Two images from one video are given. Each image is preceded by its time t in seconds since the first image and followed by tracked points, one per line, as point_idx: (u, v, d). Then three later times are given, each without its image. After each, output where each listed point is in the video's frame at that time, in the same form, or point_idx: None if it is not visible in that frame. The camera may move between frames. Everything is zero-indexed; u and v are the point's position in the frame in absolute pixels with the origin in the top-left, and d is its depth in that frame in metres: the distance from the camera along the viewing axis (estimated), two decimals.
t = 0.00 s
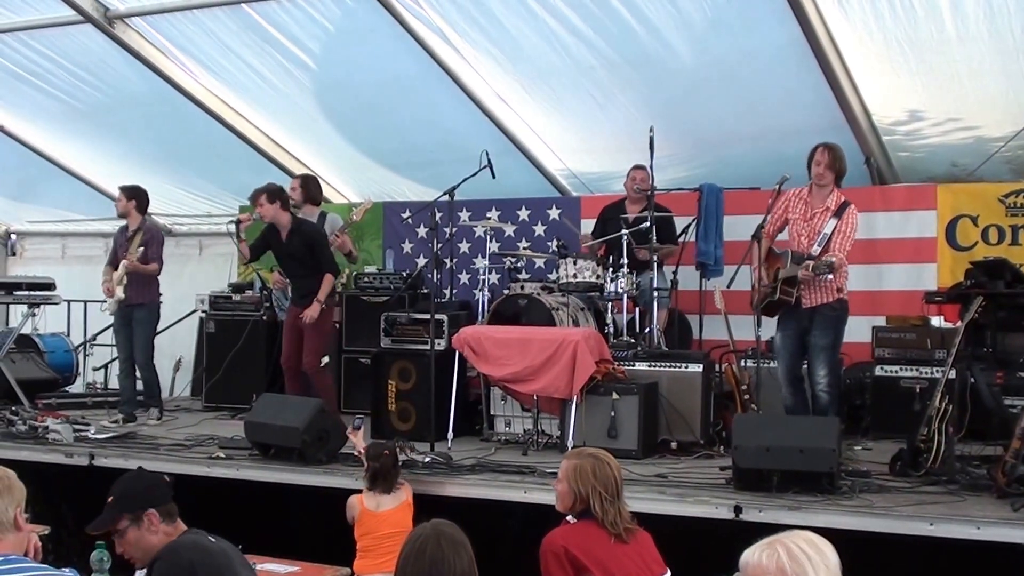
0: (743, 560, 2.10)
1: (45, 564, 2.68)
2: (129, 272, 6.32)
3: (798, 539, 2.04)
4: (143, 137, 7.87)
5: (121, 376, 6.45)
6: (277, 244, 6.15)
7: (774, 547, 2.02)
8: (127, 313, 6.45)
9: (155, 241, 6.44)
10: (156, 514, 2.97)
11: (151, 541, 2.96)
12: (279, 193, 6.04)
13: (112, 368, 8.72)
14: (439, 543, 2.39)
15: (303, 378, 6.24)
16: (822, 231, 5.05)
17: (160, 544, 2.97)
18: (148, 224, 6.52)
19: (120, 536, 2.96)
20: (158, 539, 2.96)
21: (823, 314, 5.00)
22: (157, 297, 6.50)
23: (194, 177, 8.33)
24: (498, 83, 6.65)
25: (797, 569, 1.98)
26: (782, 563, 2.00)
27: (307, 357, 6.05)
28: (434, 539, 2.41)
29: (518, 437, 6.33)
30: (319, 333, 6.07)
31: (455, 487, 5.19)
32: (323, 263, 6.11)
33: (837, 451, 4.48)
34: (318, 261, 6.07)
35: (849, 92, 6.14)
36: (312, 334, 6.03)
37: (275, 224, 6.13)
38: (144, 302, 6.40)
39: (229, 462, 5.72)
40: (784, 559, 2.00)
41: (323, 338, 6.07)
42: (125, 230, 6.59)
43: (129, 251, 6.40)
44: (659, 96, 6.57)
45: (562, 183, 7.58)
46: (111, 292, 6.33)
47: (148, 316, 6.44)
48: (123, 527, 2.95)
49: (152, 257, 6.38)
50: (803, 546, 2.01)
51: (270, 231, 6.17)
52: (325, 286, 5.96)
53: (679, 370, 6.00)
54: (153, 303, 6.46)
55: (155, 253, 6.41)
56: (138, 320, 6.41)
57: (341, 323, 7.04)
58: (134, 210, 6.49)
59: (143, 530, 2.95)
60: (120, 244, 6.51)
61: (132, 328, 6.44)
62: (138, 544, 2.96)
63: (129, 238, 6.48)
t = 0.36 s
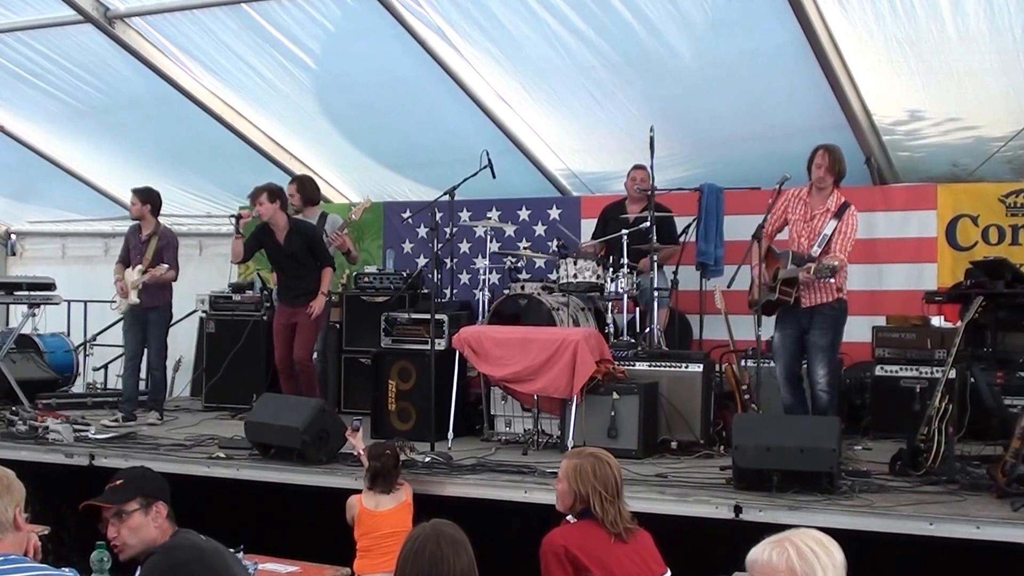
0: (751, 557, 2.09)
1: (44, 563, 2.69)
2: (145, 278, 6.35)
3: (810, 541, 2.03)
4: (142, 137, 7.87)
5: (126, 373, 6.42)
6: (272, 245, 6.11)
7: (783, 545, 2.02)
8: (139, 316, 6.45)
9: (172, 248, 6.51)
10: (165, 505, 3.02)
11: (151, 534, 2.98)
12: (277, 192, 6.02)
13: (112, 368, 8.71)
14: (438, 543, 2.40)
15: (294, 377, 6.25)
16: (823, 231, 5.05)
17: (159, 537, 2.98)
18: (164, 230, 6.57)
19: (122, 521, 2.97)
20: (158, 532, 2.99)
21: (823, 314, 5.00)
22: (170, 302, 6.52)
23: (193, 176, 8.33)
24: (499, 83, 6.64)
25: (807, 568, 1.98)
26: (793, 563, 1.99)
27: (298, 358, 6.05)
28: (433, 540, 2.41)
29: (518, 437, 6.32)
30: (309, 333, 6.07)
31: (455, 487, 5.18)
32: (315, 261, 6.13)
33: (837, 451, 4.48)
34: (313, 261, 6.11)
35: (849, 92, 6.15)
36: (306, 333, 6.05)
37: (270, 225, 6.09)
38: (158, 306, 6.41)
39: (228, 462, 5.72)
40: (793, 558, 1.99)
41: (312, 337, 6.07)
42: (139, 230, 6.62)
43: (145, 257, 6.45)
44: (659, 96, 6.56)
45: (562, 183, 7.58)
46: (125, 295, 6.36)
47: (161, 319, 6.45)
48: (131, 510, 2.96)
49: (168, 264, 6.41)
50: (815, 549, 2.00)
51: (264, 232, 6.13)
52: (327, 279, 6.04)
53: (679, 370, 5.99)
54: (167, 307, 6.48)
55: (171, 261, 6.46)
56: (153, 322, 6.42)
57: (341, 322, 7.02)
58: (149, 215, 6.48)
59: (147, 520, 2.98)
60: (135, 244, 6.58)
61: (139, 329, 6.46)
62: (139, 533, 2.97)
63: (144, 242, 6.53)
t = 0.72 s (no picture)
0: (777, 549, 2.12)
1: (42, 564, 2.68)
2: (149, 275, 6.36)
3: (840, 542, 2.07)
4: (141, 136, 7.86)
5: (125, 374, 6.42)
6: (272, 246, 6.11)
7: (815, 542, 2.06)
8: (142, 316, 6.45)
9: (178, 247, 6.53)
10: (149, 509, 3.01)
11: (138, 537, 2.98)
12: (277, 191, 6.01)
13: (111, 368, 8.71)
14: (438, 542, 2.38)
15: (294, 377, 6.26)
16: (824, 233, 5.06)
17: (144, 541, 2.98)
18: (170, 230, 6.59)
19: (108, 529, 2.96)
20: (145, 535, 2.99)
21: (823, 315, 5.00)
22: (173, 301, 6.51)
23: (193, 176, 8.32)
24: (499, 83, 6.64)
25: (838, 568, 2.01)
26: (826, 563, 2.03)
27: (300, 360, 6.07)
28: (431, 539, 2.40)
29: (518, 437, 6.33)
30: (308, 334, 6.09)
31: (455, 487, 5.18)
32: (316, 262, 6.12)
33: (836, 451, 4.48)
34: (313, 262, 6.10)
35: (849, 92, 6.15)
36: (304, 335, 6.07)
37: (270, 225, 6.09)
38: (160, 304, 6.40)
39: (228, 462, 5.71)
40: (825, 557, 2.03)
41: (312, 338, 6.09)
42: (145, 230, 6.64)
43: (151, 254, 6.46)
44: (660, 96, 6.57)
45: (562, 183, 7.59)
46: (127, 291, 6.35)
47: (164, 318, 6.45)
48: (116, 517, 2.95)
49: (175, 260, 6.43)
50: (845, 551, 2.04)
51: (264, 233, 6.13)
52: (327, 280, 6.07)
53: (679, 370, 5.99)
54: (170, 306, 6.46)
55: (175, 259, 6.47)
56: (155, 321, 6.42)
57: (341, 322, 7.02)
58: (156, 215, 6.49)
59: (133, 525, 2.97)
60: (140, 244, 6.60)
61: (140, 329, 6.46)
62: (127, 538, 2.96)
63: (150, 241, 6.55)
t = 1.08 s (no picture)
0: (762, 548, 2.17)
1: (41, 563, 2.66)
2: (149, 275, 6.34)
3: (813, 538, 2.07)
4: (142, 137, 7.86)
5: (125, 375, 6.41)
6: (272, 244, 6.11)
7: (788, 539, 2.09)
8: (140, 317, 6.43)
9: (176, 245, 6.54)
10: (150, 509, 2.99)
11: (140, 537, 2.97)
12: (275, 188, 5.99)
13: (111, 368, 8.70)
14: (437, 542, 2.37)
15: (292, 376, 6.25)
16: (826, 233, 5.06)
17: (148, 541, 2.97)
18: (166, 229, 6.60)
19: (111, 529, 2.96)
20: (149, 536, 2.98)
21: (824, 315, 5.01)
22: (172, 301, 6.50)
23: (194, 177, 8.32)
24: (499, 83, 6.64)
25: (801, 566, 2.04)
26: (787, 560, 2.06)
27: (297, 358, 6.05)
28: (431, 539, 2.38)
29: (519, 437, 6.33)
30: (307, 331, 6.07)
31: (456, 487, 5.18)
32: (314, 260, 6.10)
33: (836, 450, 4.48)
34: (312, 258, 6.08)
35: (849, 92, 6.15)
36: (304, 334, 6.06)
37: (269, 222, 6.09)
38: (160, 304, 6.39)
39: (227, 462, 5.70)
40: (788, 554, 2.07)
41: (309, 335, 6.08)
42: (141, 231, 6.63)
43: (149, 255, 6.46)
44: (660, 96, 6.57)
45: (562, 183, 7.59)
46: (127, 292, 6.32)
47: (165, 318, 6.45)
48: (119, 516, 2.95)
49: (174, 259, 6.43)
50: (813, 545, 2.04)
51: (264, 231, 6.14)
52: (328, 280, 6.05)
53: (679, 370, 5.99)
54: (169, 306, 6.46)
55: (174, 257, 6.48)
56: (156, 321, 6.42)
57: (341, 322, 7.03)
58: (149, 216, 6.50)
59: (134, 525, 2.96)
60: (137, 245, 6.58)
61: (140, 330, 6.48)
62: (130, 537, 2.96)
63: (147, 242, 6.55)
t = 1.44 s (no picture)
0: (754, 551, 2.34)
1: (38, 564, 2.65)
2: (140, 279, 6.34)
3: (791, 542, 2.21)
4: (141, 137, 7.86)
5: (124, 376, 6.40)
6: (271, 244, 6.10)
7: (771, 543, 2.25)
8: (136, 318, 6.43)
9: (164, 243, 6.49)
10: (168, 502, 2.98)
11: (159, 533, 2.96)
12: (276, 187, 6.00)
13: (111, 368, 8.70)
14: (434, 543, 2.36)
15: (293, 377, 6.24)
16: (827, 234, 5.06)
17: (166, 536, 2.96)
18: (153, 226, 6.55)
19: (129, 523, 2.96)
20: (169, 528, 2.97)
21: (825, 315, 5.01)
22: (168, 301, 6.49)
23: (195, 177, 8.32)
24: (500, 83, 6.64)
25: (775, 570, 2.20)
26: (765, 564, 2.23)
27: (299, 360, 6.05)
28: (428, 539, 2.38)
29: (519, 437, 6.32)
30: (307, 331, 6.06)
31: (457, 487, 5.18)
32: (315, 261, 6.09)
33: (836, 450, 4.48)
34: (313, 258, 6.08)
35: (849, 91, 6.16)
36: (304, 334, 6.06)
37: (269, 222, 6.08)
38: (155, 305, 6.39)
39: (226, 462, 5.70)
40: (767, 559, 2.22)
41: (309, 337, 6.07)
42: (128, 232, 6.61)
43: (138, 257, 6.46)
44: (660, 96, 6.57)
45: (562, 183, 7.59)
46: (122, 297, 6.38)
47: (161, 319, 6.43)
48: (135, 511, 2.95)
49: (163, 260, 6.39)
50: (790, 551, 2.19)
51: (264, 230, 6.12)
52: (327, 280, 6.04)
53: (680, 369, 6.00)
54: (166, 306, 6.45)
55: (163, 256, 6.44)
56: (152, 322, 6.41)
57: (341, 322, 7.02)
58: (131, 218, 6.47)
59: (153, 518, 2.96)
60: (128, 246, 6.58)
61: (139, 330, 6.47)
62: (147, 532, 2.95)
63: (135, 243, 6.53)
